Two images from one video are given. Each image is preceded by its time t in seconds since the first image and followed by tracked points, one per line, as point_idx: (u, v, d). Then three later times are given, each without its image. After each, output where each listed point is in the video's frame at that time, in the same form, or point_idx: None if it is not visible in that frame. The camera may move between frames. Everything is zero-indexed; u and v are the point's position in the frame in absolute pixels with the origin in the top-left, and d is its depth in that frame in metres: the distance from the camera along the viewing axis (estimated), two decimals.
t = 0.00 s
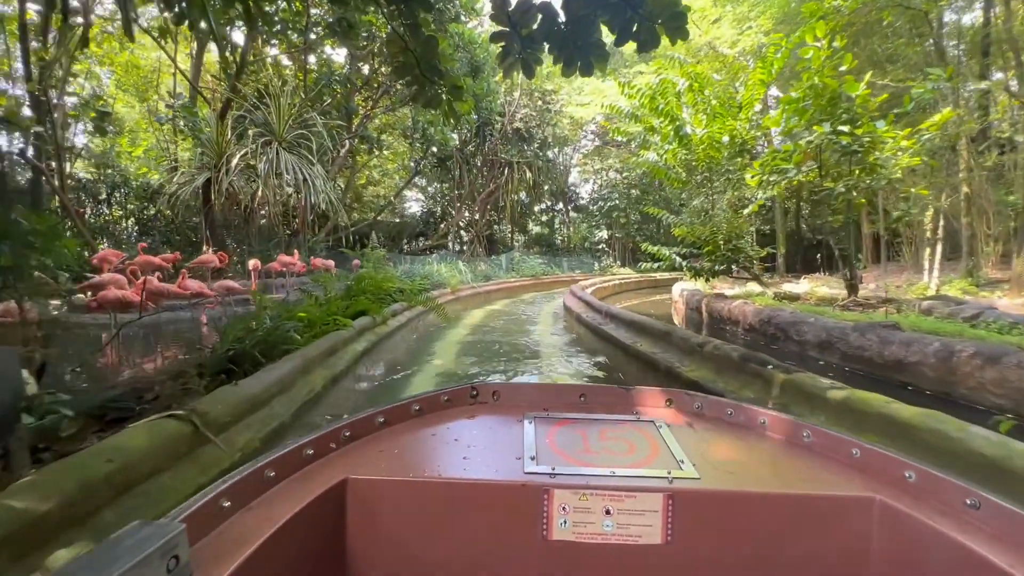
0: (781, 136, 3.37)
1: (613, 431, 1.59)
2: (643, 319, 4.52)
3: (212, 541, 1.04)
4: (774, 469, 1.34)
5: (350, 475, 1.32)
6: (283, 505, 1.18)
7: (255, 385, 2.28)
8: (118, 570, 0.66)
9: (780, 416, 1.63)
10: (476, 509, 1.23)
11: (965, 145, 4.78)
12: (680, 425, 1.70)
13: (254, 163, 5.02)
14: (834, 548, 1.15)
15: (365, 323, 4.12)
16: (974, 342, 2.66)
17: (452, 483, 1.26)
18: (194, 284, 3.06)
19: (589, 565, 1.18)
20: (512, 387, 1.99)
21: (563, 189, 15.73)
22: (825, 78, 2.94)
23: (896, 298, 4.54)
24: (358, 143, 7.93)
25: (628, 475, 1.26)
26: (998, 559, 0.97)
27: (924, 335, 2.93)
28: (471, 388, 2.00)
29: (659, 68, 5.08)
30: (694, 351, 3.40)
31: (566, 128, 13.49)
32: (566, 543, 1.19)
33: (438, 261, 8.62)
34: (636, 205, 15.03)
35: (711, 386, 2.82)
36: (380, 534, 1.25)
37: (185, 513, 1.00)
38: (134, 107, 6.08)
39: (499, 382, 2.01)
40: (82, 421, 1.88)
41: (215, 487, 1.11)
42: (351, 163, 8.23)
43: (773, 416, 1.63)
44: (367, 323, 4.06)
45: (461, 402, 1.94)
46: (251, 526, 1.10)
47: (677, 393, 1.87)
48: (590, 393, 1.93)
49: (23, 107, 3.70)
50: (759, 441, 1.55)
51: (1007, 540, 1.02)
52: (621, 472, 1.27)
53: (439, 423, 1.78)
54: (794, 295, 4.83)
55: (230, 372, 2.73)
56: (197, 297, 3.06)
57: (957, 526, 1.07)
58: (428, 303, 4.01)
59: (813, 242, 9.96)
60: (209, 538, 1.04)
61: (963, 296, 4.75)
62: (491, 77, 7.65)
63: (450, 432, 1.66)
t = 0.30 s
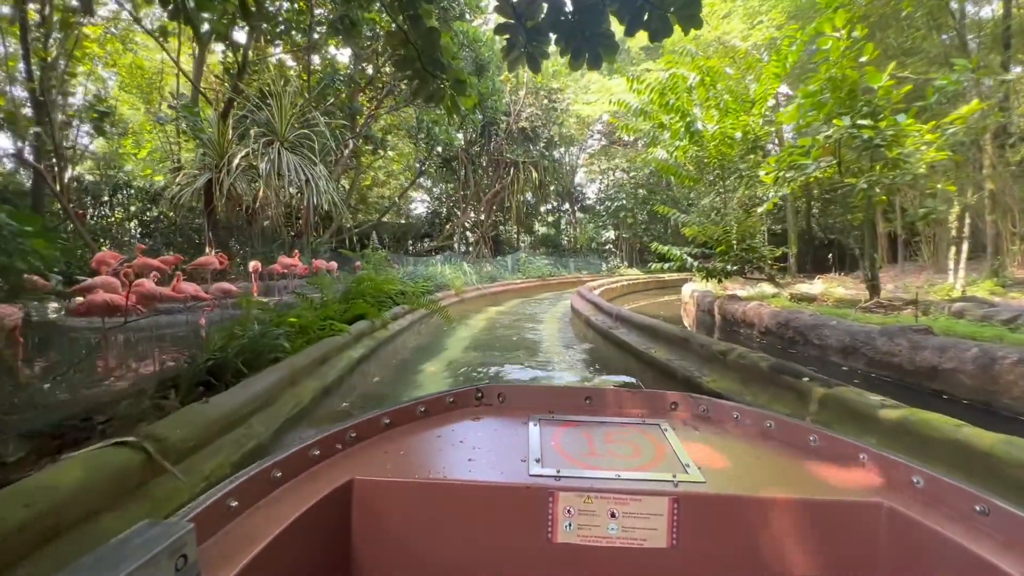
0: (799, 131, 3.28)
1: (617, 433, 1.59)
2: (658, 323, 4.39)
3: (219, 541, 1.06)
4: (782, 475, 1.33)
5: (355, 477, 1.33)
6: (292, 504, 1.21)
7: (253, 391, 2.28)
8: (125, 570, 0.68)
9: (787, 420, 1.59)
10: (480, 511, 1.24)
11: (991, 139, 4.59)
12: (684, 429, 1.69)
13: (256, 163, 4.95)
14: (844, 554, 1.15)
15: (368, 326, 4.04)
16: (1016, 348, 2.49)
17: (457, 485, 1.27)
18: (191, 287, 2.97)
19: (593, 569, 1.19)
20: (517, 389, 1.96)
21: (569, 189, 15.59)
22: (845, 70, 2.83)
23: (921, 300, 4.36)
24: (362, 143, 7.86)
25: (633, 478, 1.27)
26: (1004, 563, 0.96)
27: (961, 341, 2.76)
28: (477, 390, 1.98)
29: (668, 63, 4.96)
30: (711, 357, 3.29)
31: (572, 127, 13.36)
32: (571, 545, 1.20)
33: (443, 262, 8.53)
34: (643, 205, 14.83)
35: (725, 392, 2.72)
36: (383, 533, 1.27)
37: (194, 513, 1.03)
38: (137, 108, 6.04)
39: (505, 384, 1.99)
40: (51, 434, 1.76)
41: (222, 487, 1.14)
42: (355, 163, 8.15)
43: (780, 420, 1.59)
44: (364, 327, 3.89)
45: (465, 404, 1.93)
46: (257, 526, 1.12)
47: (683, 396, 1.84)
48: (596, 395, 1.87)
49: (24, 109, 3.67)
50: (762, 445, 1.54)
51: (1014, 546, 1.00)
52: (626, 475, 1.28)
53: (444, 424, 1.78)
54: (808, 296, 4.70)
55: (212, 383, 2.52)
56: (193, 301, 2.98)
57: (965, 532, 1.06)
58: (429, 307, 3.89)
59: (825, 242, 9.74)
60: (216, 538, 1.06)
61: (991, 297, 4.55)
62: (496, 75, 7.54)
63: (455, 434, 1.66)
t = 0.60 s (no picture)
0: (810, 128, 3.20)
1: (618, 435, 1.49)
2: (670, 328, 4.21)
3: (214, 545, 0.98)
4: (775, 477, 1.23)
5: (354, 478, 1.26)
6: (291, 506, 1.13)
7: (250, 386, 2.20)
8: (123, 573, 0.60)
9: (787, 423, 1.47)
10: (476, 514, 1.17)
11: (1004, 137, 4.48)
12: (684, 432, 1.58)
13: (251, 164, 4.86)
14: (836, 559, 1.06)
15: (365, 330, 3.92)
16: None
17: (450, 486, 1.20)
18: (176, 291, 2.82)
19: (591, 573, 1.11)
20: (517, 390, 1.88)
21: (570, 190, 15.50)
22: (857, 64, 2.74)
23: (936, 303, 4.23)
24: (360, 144, 7.76)
25: (636, 480, 1.19)
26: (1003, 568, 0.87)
27: (991, 347, 2.63)
28: (476, 391, 1.89)
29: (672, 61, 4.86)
30: (719, 365, 3.18)
31: (572, 128, 13.29)
32: (569, 549, 1.13)
33: (443, 264, 8.42)
34: (645, 206, 14.81)
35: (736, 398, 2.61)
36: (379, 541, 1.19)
37: (191, 514, 0.94)
38: (132, 109, 5.95)
39: (503, 385, 1.90)
40: None
41: (220, 488, 1.05)
42: (353, 165, 8.09)
43: (778, 422, 1.48)
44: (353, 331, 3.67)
45: (464, 406, 1.83)
46: (257, 528, 1.04)
47: (683, 398, 1.74)
48: (595, 397, 1.78)
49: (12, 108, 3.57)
50: (762, 445, 1.45)
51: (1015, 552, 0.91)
52: (626, 476, 1.21)
53: (441, 426, 1.69)
54: (817, 298, 4.58)
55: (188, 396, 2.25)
56: (178, 305, 2.84)
57: (964, 535, 0.96)
58: (426, 309, 3.76)
59: (829, 243, 9.65)
60: (212, 542, 0.98)
61: (1007, 299, 4.42)
62: (496, 76, 7.48)
63: (451, 437, 1.58)
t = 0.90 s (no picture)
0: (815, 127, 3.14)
1: (606, 437, 1.56)
2: (677, 333, 4.08)
3: (201, 549, 0.99)
4: (768, 477, 1.28)
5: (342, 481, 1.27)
6: (278, 510, 1.14)
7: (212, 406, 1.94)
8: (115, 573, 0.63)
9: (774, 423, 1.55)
10: (465, 515, 1.19)
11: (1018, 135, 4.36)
12: (673, 433, 1.64)
13: (243, 164, 4.75)
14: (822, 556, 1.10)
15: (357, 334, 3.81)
16: None
17: (442, 488, 1.21)
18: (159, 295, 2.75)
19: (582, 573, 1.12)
20: (506, 394, 1.95)
21: (569, 192, 15.39)
22: (867, 59, 2.65)
23: (952, 307, 4.09)
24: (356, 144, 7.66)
25: (621, 480, 1.23)
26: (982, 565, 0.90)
27: (1019, 356, 2.50)
28: (465, 394, 1.97)
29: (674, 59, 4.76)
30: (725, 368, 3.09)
31: (572, 129, 13.19)
32: (558, 551, 1.14)
33: (440, 266, 8.32)
34: (645, 208, 14.69)
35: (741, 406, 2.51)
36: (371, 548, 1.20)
37: (175, 518, 0.95)
38: (124, 109, 5.84)
39: (493, 388, 1.98)
40: None
41: (207, 493, 1.07)
42: (350, 166, 7.98)
43: (766, 424, 1.55)
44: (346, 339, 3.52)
45: (455, 408, 1.90)
46: (245, 532, 1.05)
47: (673, 399, 1.79)
48: (586, 399, 1.84)
49: None
50: (752, 447, 1.49)
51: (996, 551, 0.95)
52: (614, 478, 1.23)
53: (434, 428, 1.74)
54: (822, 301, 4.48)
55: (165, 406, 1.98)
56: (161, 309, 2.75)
57: (946, 534, 1.00)
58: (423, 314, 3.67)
59: (832, 245, 9.53)
60: (199, 546, 0.99)
61: None
62: (495, 75, 7.36)
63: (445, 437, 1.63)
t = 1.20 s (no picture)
0: (825, 123, 3.05)
1: (605, 437, 1.57)
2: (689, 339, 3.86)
3: (199, 555, 0.96)
4: (764, 477, 1.30)
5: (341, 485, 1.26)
6: (274, 516, 1.12)
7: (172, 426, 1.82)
8: None
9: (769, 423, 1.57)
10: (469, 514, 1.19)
11: None
12: (670, 433, 1.66)
13: (238, 163, 4.64)
14: (816, 556, 1.09)
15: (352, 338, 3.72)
16: None
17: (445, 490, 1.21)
18: (143, 298, 2.62)
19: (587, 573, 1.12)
20: (504, 396, 1.92)
21: (570, 193, 15.29)
22: (883, 53, 2.56)
23: (969, 309, 3.96)
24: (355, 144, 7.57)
25: (621, 481, 1.25)
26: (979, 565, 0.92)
27: None
28: (463, 397, 1.94)
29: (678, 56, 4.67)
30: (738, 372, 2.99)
31: (572, 130, 13.10)
32: (557, 553, 1.14)
33: (439, 268, 8.22)
34: (647, 210, 14.57)
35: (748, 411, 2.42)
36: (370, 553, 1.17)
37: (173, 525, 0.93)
38: (118, 107, 5.76)
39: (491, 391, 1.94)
40: None
41: (203, 498, 1.04)
42: (349, 166, 7.90)
43: (763, 424, 1.57)
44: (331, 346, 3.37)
45: (452, 411, 1.88)
46: (244, 537, 1.03)
47: (669, 400, 1.82)
48: (582, 400, 1.83)
49: None
50: (749, 448, 1.51)
51: (990, 547, 0.98)
52: (612, 479, 1.25)
53: (430, 430, 1.74)
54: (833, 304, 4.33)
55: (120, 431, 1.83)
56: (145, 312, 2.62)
57: (941, 534, 1.02)
58: (420, 317, 3.56)
59: (837, 246, 9.42)
60: (195, 553, 0.96)
61: None
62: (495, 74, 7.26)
63: (444, 437, 1.64)
